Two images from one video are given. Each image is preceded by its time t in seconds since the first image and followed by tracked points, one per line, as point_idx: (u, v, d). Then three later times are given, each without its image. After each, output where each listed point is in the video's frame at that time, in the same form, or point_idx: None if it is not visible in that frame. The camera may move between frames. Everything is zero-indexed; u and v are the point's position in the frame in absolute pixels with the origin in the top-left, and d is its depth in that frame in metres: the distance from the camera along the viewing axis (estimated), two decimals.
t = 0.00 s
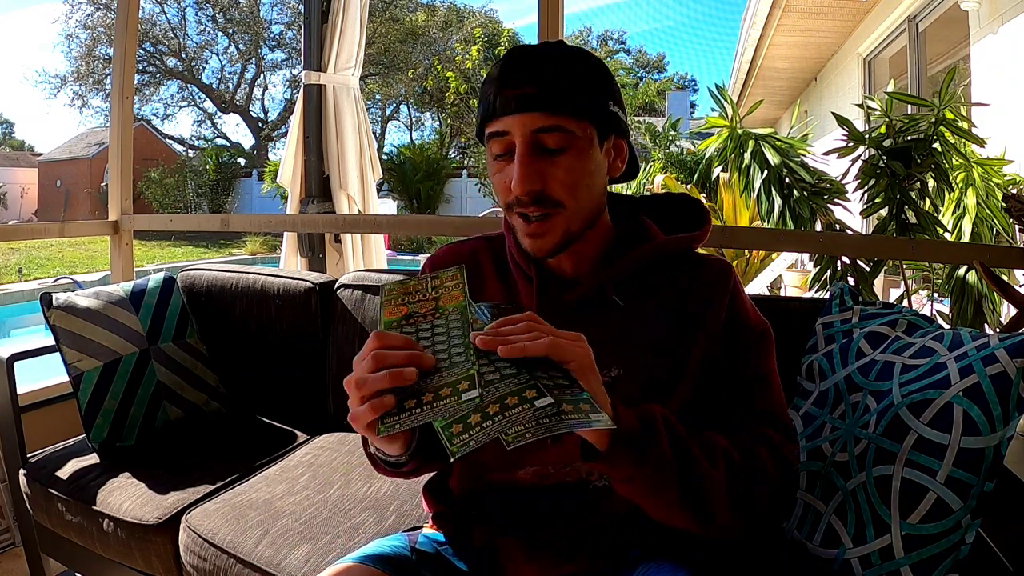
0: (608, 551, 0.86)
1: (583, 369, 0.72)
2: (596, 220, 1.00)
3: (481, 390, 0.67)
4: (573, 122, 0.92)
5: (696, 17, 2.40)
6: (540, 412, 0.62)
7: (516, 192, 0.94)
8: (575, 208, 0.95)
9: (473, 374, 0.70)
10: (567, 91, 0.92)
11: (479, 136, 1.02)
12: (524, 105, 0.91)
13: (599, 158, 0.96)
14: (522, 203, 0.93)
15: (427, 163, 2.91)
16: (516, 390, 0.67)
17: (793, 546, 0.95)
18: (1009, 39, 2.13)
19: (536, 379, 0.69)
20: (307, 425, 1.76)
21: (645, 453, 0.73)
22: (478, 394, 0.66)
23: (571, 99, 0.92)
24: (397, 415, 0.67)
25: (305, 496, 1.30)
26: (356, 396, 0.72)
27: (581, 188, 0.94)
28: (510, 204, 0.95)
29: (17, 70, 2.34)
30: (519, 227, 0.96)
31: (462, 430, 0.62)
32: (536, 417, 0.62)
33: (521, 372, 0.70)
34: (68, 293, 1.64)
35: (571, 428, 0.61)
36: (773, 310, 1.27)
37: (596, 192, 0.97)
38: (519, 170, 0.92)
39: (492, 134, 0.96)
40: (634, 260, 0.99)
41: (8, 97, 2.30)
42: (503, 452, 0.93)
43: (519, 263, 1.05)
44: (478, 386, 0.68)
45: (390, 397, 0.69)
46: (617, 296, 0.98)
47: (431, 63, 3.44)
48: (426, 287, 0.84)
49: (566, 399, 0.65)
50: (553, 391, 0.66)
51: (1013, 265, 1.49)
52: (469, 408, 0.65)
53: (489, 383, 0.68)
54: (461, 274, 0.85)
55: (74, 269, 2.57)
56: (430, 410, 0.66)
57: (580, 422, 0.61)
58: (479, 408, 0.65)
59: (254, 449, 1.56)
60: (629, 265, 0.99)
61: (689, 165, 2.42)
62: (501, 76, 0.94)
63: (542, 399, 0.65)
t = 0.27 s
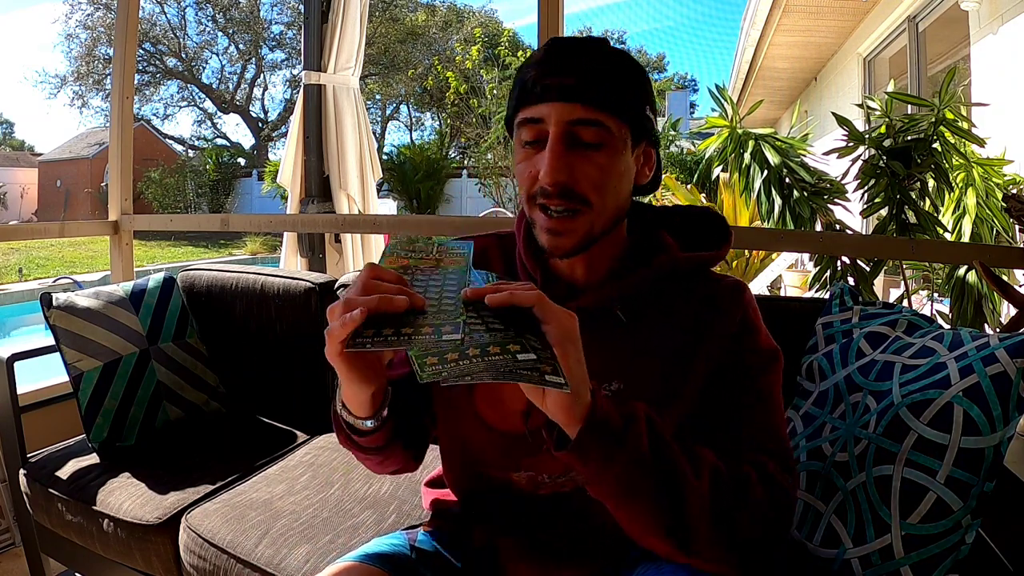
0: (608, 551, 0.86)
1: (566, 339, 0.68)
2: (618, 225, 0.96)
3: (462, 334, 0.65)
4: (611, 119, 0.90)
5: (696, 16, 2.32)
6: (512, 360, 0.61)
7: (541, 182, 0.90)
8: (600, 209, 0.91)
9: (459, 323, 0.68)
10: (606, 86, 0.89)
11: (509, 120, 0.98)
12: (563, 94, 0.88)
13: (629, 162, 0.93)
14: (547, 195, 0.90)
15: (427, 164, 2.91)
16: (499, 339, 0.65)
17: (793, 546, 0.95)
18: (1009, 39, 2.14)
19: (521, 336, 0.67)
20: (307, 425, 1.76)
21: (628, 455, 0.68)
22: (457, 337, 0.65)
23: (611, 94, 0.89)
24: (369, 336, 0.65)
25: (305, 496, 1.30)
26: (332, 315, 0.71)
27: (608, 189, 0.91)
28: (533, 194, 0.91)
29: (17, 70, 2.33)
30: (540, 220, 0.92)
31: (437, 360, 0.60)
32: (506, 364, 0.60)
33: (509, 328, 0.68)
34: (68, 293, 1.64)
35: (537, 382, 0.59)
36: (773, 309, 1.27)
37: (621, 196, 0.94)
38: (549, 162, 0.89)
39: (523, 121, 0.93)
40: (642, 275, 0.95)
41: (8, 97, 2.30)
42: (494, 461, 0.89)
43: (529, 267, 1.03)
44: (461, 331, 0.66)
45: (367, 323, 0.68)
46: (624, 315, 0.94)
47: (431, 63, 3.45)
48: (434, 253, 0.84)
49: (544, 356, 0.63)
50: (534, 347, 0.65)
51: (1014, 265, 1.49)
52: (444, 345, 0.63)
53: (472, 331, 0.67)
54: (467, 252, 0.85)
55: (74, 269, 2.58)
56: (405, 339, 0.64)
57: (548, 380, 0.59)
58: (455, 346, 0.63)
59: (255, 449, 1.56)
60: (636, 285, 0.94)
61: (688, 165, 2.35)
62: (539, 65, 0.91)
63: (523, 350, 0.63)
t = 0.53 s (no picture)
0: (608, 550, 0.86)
1: (581, 343, 0.64)
2: (641, 235, 0.92)
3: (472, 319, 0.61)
4: (663, 122, 0.89)
5: (695, 18, 2.23)
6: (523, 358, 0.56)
7: (582, 167, 0.86)
8: (634, 208, 0.87)
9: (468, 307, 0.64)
10: (665, 90, 0.89)
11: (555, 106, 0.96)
12: (622, 85, 0.87)
13: (668, 175, 0.91)
14: (583, 180, 0.86)
15: (427, 163, 2.91)
16: (511, 331, 0.61)
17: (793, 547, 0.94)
18: (1009, 39, 2.14)
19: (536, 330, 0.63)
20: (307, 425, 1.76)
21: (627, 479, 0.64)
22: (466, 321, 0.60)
23: (668, 99, 0.89)
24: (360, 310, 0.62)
25: (305, 496, 1.30)
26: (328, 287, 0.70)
27: (645, 189, 0.87)
28: (568, 178, 0.87)
29: (17, 70, 2.33)
30: (567, 206, 0.87)
31: (441, 347, 0.57)
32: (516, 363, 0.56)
33: (523, 319, 0.64)
34: (68, 293, 1.64)
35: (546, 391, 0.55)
36: (772, 309, 1.27)
37: (653, 205, 0.91)
38: (598, 149, 0.85)
39: (575, 100, 0.90)
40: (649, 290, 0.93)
41: (7, 97, 2.30)
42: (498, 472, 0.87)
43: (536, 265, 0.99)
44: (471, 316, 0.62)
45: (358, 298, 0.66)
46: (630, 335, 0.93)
47: (431, 63, 3.42)
48: (457, 245, 0.84)
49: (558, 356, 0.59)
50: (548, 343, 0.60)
51: (1013, 265, 1.50)
52: (450, 326, 0.59)
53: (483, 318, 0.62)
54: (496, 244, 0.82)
55: (74, 269, 2.58)
56: (406, 318, 0.60)
57: (554, 389, 0.56)
58: (461, 329, 0.59)
59: (255, 450, 1.57)
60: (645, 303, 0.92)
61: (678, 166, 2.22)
62: (613, 50, 0.90)
63: (538, 348, 0.59)
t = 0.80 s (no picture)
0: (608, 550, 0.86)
1: (601, 351, 0.62)
2: (660, 248, 0.88)
3: (479, 307, 0.55)
4: (701, 135, 0.85)
5: (695, 17, 2.22)
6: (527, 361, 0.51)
7: (615, 172, 0.81)
8: (661, 221, 0.83)
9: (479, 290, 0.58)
10: (706, 102, 0.86)
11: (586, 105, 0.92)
12: (667, 92, 0.83)
13: (697, 191, 0.87)
14: (615, 185, 0.81)
15: (427, 163, 2.91)
16: (522, 322, 0.55)
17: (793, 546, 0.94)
18: (1010, 39, 2.13)
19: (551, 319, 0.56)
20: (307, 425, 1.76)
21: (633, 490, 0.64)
22: (471, 312, 0.54)
23: (709, 113, 0.86)
24: (353, 300, 0.58)
25: (305, 496, 1.30)
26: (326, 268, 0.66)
27: (674, 203, 0.84)
28: (597, 180, 0.83)
29: (17, 70, 2.33)
30: (593, 209, 0.82)
31: (435, 348, 0.53)
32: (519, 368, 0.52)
33: (541, 306, 0.58)
34: (68, 293, 1.64)
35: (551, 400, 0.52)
36: (773, 309, 1.27)
37: (678, 220, 0.87)
38: (636, 155, 0.81)
39: (611, 99, 0.86)
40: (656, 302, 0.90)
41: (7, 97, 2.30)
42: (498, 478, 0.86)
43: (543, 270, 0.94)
44: (478, 303, 0.56)
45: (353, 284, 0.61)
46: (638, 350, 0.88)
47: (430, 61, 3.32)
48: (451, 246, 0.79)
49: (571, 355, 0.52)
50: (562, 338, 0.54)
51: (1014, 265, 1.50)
52: (451, 318, 0.53)
53: (494, 305, 0.56)
54: (531, 188, 0.71)
55: (74, 269, 2.59)
56: (401, 311, 0.55)
57: (563, 397, 0.52)
58: (463, 322, 0.53)
59: (255, 450, 1.56)
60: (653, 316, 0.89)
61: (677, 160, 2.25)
62: (660, 54, 0.86)
63: (549, 346, 0.52)
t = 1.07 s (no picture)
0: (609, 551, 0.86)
1: (622, 368, 0.56)
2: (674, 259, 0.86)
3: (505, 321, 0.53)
4: (729, 155, 0.82)
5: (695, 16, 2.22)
6: (544, 390, 0.50)
7: (646, 185, 0.76)
8: (684, 239, 0.80)
9: (505, 297, 0.54)
10: (737, 123, 0.82)
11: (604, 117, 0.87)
12: (705, 109, 0.78)
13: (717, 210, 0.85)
14: (647, 200, 0.75)
15: (427, 163, 2.92)
16: (545, 340, 0.52)
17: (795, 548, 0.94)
18: (1009, 39, 2.14)
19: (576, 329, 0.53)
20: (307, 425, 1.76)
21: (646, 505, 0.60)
22: (500, 329, 0.52)
23: (737, 135, 0.83)
24: (373, 303, 0.54)
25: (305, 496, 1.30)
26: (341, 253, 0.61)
27: (699, 222, 0.80)
28: (627, 190, 0.77)
29: (17, 70, 2.33)
30: (620, 222, 0.77)
31: (456, 385, 0.51)
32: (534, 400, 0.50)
33: (566, 313, 0.54)
34: (69, 293, 1.64)
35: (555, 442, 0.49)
36: (773, 309, 1.27)
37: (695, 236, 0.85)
38: (673, 172, 0.75)
39: (647, 108, 0.79)
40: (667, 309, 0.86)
41: (8, 98, 2.29)
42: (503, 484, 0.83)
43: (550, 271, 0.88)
44: (503, 316, 0.53)
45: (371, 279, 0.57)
46: (646, 361, 0.85)
47: (430, 62, 3.42)
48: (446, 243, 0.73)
49: (590, 381, 0.50)
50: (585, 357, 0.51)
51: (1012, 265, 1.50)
52: (476, 338, 0.51)
53: (518, 319, 0.54)
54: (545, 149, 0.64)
55: (74, 269, 2.60)
56: (424, 325, 0.52)
57: (577, 431, 0.49)
58: (490, 342, 0.51)
59: (255, 450, 1.56)
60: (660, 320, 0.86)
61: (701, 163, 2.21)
62: (705, 69, 0.79)
63: (568, 371, 0.50)
